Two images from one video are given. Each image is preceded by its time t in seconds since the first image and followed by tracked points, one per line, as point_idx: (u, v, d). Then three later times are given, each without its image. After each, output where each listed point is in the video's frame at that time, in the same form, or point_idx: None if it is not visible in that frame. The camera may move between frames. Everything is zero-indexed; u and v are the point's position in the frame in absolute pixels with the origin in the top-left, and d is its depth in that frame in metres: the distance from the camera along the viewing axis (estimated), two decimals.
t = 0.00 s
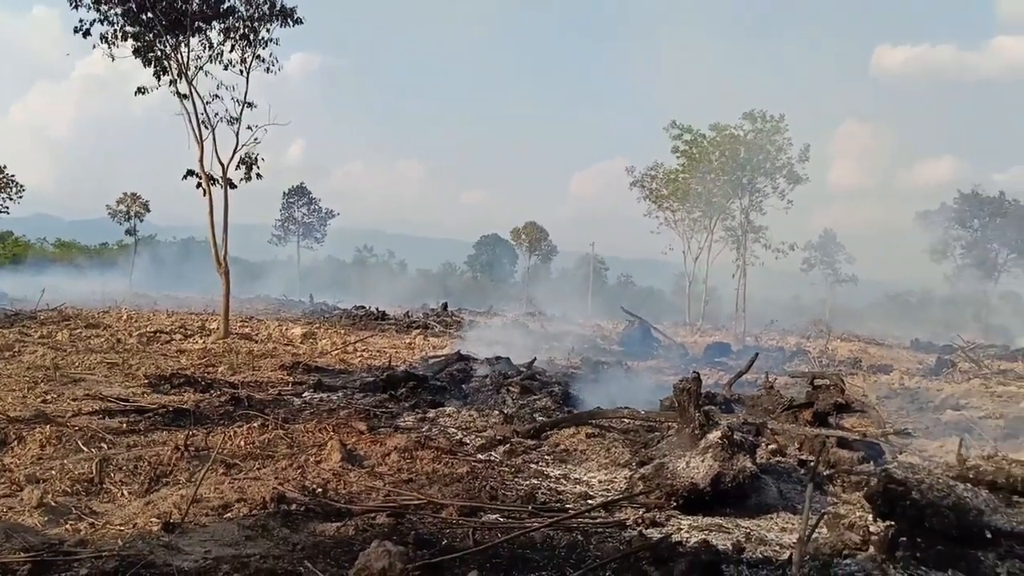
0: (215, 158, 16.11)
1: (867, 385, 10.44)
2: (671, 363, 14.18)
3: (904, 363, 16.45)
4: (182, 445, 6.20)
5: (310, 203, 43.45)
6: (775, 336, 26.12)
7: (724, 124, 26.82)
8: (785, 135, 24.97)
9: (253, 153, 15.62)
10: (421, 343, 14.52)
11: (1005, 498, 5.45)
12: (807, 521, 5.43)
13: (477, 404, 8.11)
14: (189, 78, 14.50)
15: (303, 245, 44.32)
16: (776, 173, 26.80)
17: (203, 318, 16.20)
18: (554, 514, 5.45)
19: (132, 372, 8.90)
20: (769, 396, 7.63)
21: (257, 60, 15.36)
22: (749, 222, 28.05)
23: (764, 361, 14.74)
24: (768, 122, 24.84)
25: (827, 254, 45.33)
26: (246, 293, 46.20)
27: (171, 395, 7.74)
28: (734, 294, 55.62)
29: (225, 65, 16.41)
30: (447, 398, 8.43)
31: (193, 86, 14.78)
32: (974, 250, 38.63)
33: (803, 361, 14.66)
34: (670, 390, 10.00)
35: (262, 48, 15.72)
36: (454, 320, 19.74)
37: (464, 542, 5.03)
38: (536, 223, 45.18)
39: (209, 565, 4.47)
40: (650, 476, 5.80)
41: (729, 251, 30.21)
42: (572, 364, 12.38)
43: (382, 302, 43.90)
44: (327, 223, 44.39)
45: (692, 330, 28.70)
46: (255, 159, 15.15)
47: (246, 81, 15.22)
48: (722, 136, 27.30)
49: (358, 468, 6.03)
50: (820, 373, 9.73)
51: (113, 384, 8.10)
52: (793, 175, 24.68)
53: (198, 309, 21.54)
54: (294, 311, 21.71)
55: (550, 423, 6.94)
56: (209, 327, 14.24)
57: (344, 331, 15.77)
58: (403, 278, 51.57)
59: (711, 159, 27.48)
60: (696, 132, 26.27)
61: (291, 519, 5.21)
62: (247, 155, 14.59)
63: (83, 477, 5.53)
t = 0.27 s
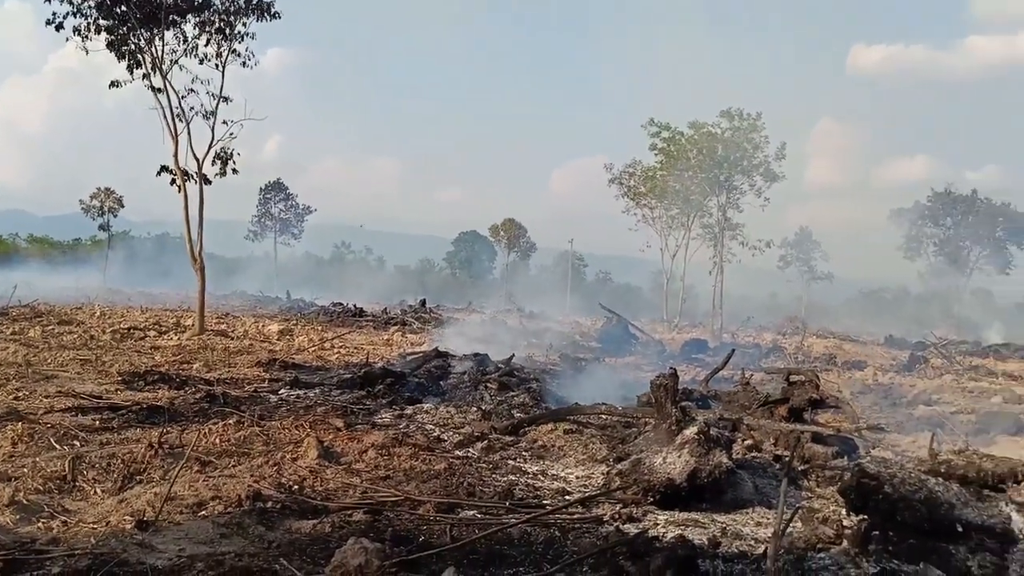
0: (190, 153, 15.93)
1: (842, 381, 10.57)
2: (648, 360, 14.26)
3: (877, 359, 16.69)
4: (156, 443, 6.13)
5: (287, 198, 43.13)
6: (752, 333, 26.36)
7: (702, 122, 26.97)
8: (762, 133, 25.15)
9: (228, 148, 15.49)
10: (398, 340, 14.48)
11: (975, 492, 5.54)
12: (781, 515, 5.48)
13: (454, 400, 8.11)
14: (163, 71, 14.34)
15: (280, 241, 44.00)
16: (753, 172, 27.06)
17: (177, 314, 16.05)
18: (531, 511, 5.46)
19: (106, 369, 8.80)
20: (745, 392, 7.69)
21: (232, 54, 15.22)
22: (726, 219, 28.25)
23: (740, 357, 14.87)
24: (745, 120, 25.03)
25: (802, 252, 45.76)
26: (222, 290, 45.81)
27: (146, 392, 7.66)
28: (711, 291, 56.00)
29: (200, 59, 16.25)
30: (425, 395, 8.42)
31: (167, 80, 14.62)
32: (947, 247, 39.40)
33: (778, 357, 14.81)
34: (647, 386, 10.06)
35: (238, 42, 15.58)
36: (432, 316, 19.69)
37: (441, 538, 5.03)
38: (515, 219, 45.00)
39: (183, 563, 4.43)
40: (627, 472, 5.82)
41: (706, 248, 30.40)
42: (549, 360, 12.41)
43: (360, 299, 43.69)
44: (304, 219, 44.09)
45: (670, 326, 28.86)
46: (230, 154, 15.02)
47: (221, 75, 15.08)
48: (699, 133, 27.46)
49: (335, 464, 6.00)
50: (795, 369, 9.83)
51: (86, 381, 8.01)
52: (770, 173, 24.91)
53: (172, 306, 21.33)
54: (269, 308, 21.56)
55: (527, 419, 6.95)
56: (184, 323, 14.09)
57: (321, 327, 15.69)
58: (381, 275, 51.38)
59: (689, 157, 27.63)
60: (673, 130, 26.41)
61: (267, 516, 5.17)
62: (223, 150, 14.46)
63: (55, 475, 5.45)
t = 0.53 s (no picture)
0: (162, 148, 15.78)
1: (815, 378, 10.72)
2: (625, 357, 14.35)
3: (850, 356, 16.93)
4: (128, 441, 6.06)
5: (263, 195, 42.86)
6: (728, 330, 26.61)
7: (679, 120, 27.13)
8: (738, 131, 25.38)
9: (201, 144, 15.36)
10: (375, 337, 14.44)
11: (945, 486, 5.62)
12: (756, 510, 5.52)
13: (431, 397, 8.10)
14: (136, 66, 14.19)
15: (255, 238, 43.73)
16: (729, 170, 27.20)
17: (150, 311, 15.90)
18: (507, 508, 5.47)
19: (77, 367, 8.69)
20: (720, 389, 7.76)
21: (206, 48, 15.10)
22: (702, 217, 28.36)
23: (715, 354, 15.02)
24: (721, 118, 25.24)
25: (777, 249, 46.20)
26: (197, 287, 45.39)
27: (118, 390, 7.57)
28: (687, 289, 56.33)
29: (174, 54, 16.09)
30: (401, 392, 8.40)
31: (140, 75, 14.47)
32: (918, 245, 40.06)
33: (753, 354, 14.98)
34: (624, 383, 10.11)
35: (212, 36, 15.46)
36: (408, 314, 19.66)
37: (417, 536, 5.02)
38: (492, 216, 44.93)
39: (155, 562, 4.38)
40: (603, 468, 5.84)
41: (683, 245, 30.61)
42: (526, 357, 12.44)
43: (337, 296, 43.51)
44: (280, 215, 43.85)
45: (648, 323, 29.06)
46: (204, 150, 14.90)
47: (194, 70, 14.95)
48: (676, 131, 27.58)
49: (310, 462, 5.97)
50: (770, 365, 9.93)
51: (57, 379, 7.90)
52: (745, 171, 25.12)
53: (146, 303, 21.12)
54: (243, 305, 21.42)
55: (505, 416, 6.95)
56: (157, 321, 13.95)
57: (297, 325, 15.60)
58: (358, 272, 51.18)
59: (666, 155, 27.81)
60: (650, 128, 26.57)
61: (241, 515, 5.13)
62: (196, 146, 14.33)
63: (25, 474, 5.37)
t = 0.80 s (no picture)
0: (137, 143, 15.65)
1: (790, 374, 10.85)
2: (603, 353, 14.44)
3: (825, 352, 17.16)
4: (102, 439, 6.00)
5: (239, 190, 42.61)
6: (706, 326, 26.84)
7: (657, 117, 27.16)
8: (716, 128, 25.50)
9: (177, 139, 15.25)
10: (353, 334, 14.42)
11: (917, 480, 5.70)
12: (732, 505, 5.57)
13: (409, 394, 8.10)
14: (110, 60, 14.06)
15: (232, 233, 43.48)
16: (706, 167, 27.04)
17: (125, 308, 15.76)
18: (485, 503, 5.47)
19: (50, 363, 8.59)
20: (698, 383, 7.82)
21: (182, 42, 14.98)
22: (680, 214, 28.24)
23: (693, 350, 15.15)
24: (699, 115, 25.36)
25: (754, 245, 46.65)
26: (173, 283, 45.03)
27: (92, 387, 7.51)
28: (665, 285, 56.74)
29: (149, 47, 15.95)
30: (379, 388, 8.39)
31: (114, 69, 14.33)
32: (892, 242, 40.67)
33: (729, 350, 15.13)
34: (601, 379, 10.17)
35: (187, 30, 15.33)
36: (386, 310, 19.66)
37: (394, 532, 5.01)
38: (471, 212, 44.87)
39: (128, 561, 4.34)
40: (581, 464, 5.87)
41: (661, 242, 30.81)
42: (505, 354, 12.49)
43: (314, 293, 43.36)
44: (257, 211, 43.64)
45: (627, 320, 29.25)
46: (179, 145, 14.79)
47: (169, 64, 14.84)
48: (655, 128, 27.52)
49: (287, 459, 5.94)
50: (746, 361, 10.04)
51: (30, 376, 7.81)
52: (723, 168, 25.14)
53: (121, 299, 20.93)
54: (219, 301, 21.30)
55: (483, 412, 6.96)
56: (132, 317, 13.83)
57: (274, 321, 15.52)
58: (337, 268, 51.02)
59: (644, 152, 27.89)
60: (629, 125, 26.68)
61: (216, 512, 5.10)
62: (171, 141, 14.23)
63: None
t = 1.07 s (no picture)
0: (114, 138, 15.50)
1: (770, 371, 10.96)
2: (584, 350, 14.50)
3: (804, 348, 17.32)
4: (79, 437, 5.94)
5: (218, 186, 42.34)
6: (687, 323, 27.00)
7: (638, 114, 27.25)
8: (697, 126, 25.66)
9: (155, 135, 15.13)
10: (334, 331, 14.39)
11: (894, 475, 5.77)
12: (711, 501, 5.61)
13: (391, 391, 8.10)
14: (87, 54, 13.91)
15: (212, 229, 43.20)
16: (687, 164, 27.18)
17: (103, 305, 15.62)
18: (466, 500, 5.47)
19: (26, 361, 8.50)
20: (678, 380, 7.89)
21: (160, 37, 14.85)
22: (660, 212, 28.40)
23: (673, 347, 15.25)
24: (680, 113, 25.48)
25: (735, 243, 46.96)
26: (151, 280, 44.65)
27: (68, 384, 7.44)
28: (644, 281, 57.04)
29: (126, 42, 15.80)
30: (360, 386, 8.38)
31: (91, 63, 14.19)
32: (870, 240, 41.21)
33: (709, 346, 15.25)
34: (582, 376, 10.22)
35: (166, 25, 15.20)
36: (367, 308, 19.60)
37: (374, 530, 5.00)
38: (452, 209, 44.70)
39: (106, 559, 4.30)
40: (562, 461, 5.88)
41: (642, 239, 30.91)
42: (486, 351, 12.51)
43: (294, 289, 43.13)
44: (236, 207, 43.37)
45: (608, 316, 29.36)
46: (158, 141, 14.66)
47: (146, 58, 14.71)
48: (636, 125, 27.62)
49: (267, 457, 5.91)
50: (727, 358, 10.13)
51: (6, 374, 7.72)
52: (703, 165, 25.33)
53: (98, 296, 20.73)
54: (197, 298, 21.14)
55: (464, 409, 6.96)
56: (109, 314, 13.70)
57: (254, 318, 15.44)
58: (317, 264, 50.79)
59: (625, 149, 27.98)
60: (610, 122, 26.74)
61: (195, 510, 5.06)
62: (149, 137, 14.11)
63: None
